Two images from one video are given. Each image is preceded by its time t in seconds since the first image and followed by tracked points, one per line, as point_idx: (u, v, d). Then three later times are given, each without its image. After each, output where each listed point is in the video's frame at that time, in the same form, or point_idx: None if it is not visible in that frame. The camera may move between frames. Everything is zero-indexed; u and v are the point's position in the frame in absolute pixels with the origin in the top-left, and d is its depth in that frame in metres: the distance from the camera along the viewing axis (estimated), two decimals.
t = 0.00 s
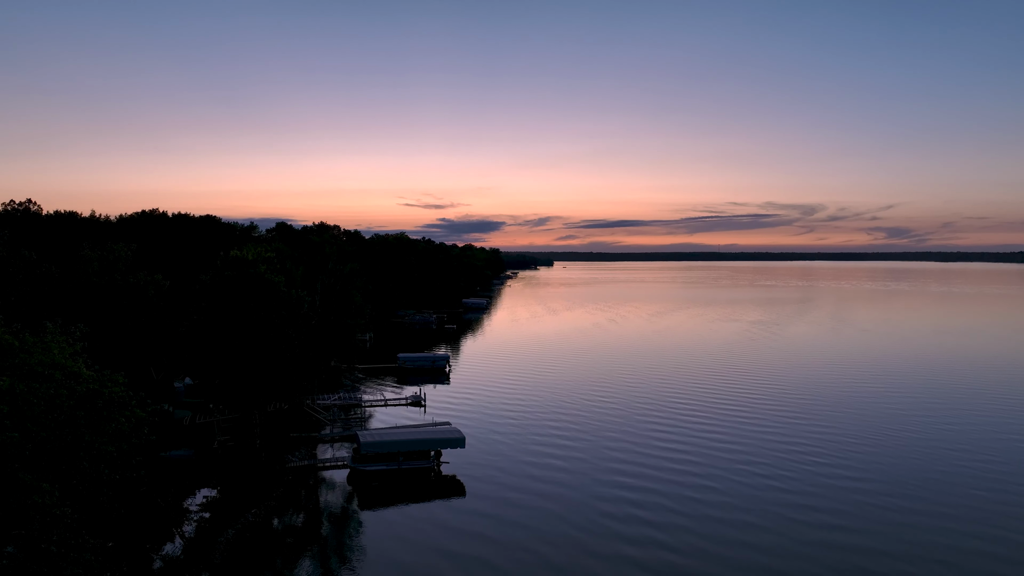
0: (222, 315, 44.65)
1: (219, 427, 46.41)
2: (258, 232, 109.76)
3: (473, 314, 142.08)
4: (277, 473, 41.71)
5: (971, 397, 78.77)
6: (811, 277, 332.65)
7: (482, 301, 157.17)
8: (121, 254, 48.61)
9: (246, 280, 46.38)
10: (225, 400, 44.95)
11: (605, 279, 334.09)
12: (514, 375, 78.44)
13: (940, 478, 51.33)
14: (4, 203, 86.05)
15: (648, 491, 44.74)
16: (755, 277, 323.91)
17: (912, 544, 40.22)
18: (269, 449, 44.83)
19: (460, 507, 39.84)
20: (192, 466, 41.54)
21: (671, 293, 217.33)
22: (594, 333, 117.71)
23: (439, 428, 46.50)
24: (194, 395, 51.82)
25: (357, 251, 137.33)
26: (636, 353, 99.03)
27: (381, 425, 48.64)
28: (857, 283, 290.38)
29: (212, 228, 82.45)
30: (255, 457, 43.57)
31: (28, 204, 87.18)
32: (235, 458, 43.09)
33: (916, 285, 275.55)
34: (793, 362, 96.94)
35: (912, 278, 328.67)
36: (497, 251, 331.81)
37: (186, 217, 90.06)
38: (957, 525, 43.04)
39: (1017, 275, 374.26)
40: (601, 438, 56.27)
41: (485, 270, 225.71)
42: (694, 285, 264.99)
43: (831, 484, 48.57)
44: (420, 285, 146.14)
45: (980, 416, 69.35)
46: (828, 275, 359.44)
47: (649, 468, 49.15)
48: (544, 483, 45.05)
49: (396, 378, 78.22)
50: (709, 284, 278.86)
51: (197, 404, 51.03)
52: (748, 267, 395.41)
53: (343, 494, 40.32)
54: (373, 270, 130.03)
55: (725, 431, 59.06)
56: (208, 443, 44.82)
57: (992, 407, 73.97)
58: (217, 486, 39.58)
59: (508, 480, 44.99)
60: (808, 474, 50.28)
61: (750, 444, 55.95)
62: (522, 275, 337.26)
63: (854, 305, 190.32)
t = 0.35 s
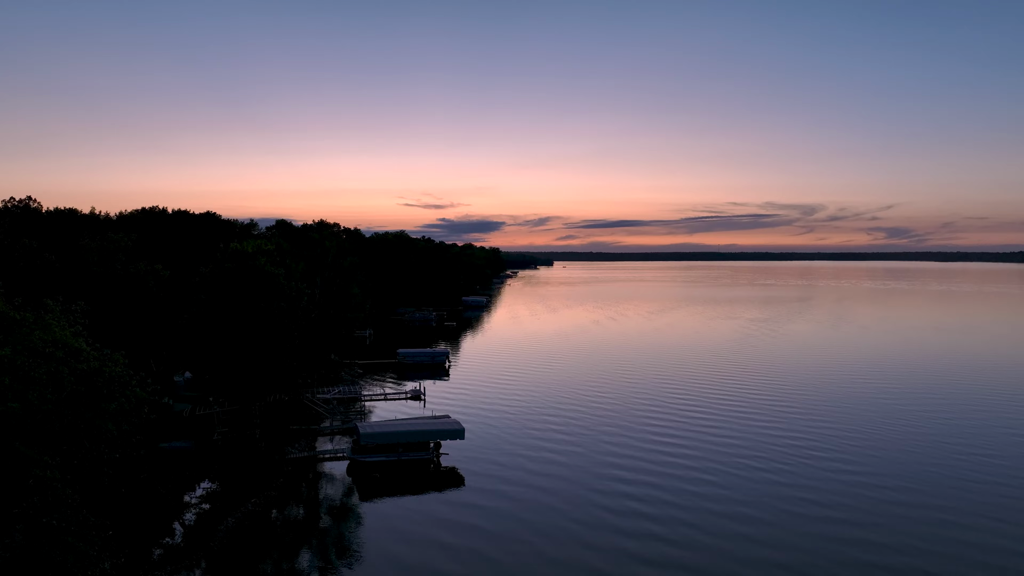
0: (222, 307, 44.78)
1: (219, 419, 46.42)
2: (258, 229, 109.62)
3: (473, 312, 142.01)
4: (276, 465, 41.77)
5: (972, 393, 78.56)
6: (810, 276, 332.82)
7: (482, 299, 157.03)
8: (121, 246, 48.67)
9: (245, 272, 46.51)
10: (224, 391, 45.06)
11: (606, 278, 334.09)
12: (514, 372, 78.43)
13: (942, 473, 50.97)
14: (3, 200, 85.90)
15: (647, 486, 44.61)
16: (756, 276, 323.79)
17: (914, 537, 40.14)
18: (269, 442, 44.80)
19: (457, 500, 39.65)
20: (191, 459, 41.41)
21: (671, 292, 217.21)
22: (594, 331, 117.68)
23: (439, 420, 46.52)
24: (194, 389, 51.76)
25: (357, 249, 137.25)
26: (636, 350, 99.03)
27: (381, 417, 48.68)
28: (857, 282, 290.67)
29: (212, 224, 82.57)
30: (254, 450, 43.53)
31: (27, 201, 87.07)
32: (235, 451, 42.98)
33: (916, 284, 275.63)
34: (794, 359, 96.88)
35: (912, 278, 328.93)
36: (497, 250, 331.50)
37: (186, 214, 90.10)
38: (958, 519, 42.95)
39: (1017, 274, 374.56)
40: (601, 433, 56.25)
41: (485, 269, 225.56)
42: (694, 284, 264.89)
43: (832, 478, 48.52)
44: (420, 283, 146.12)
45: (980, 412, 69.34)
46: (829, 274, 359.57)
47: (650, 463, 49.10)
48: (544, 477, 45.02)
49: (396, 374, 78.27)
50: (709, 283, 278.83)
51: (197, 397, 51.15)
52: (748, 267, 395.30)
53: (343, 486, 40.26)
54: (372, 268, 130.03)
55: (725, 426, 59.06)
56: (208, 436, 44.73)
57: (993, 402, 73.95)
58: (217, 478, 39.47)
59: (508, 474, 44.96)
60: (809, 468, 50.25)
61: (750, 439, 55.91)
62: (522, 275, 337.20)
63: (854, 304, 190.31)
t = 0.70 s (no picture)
0: (222, 298, 45.02)
1: (219, 412, 46.42)
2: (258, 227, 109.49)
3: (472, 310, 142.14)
4: (276, 457, 41.79)
5: (972, 390, 78.35)
6: (810, 276, 333.14)
7: (482, 298, 157.00)
8: (122, 238, 48.70)
9: (245, 264, 46.78)
10: (224, 383, 45.14)
11: (605, 278, 334.16)
12: (514, 368, 78.51)
13: (943, 468, 50.74)
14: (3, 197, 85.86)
15: (647, 479, 44.75)
16: (756, 275, 323.55)
17: (915, 530, 40.17)
18: (269, 434, 44.86)
19: (455, 493, 39.53)
20: (191, 451, 41.42)
21: (670, 291, 217.30)
22: (594, 329, 117.86)
23: (438, 412, 46.68)
24: (194, 383, 51.78)
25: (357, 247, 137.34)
26: (636, 348, 99.20)
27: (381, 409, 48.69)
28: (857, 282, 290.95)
29: (212, 219, 82.67)
30: (254, 442, 43.54)
31: (26, 198, 86.80)
32: (235, 444, 42.95)
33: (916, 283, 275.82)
34: (793, 356, 97.07)
35: (912, 277, 329.18)
36: (497, 251, 331.87)
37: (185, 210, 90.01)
38: (959, 512, 43.06)
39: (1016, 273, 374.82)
40: (601, 428, 56.44)
41: (484, 269, 225.76)
42: (694, 283, 265.11)
43: (831, 472, 48.62)
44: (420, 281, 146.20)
45: (979, 407, 69.55)
46: (828, 273, 359.69)
47: (650, 456, 49.27)
48: (543, 470, 45.18)
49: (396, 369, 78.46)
50: (710, 282, 278.45)
51: (197, 390, 51.25)
52: (748, 267, 395.63)
53: (342, 478, 40.31)
54: (372, 266, 130.01)
55: (724, 421, 59.20)
56: (207, 428, 44.72)
57: (992, 397, 74.15)
58: (217, 470, 39.44)
59: (507, 468, 45.10)
60: (809, 463, 50.37)
61: (750, 434, 56.04)
62: (521, 275, 337.32)
63: (853, 302, 190.59)
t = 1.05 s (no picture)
0: (223, 290, 45.30)
1: (219, 405, 46.49)
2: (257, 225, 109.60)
3: (472, 308, 142.25)
4: (275, 448, 41.89)
5: (972, 386, 78.37)
6: (810, 276, 333.04)
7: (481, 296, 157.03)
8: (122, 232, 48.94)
9: (245, 257, 47.13)
10: (225, 376, 45.26)
11: (605, 277, 334.10)
12: (514, 365, 78.63)
13: (941, 463, 50.66)
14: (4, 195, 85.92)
15: (646, 473, 44.88)
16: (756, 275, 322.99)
17: (915, 522, 40.28)
18: (269, 426, 44.98)
19: (453, 486, 39.48)
20: (191, 443, 41.44)
21: (670, 290, 217.38)
22: (594, 327, 117.99)
23: (438, 404, 46.84)
24: (194, 377, 51.89)
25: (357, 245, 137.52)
26: (636, 345, 99.33)
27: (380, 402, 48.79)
28: (857, 281, 290.87)
29: (212, 215, 82.72)
30: (254, 434, 43.62)
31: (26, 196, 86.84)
32: (234, 436, 42.99)
33: (916, 283, 275.61)
34: (793, 354, 97.26)
35: (912, 276, 329.23)
36: (496, 251, 332.03)
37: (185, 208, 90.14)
38: (959, 504, 43.16)
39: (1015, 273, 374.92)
40: (600, 423, 56.58)
41: (484, 268, 226.03)
42: (694, 283, 265.03)
43: (830, 466, 48.78)
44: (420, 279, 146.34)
45: (978, 402, 69.70)
46: (828, 273, 359.77)
47: (649, 450, 49.39)
48: (543, 464, 45.31)
49: (396, 365, 78.63)
50: (710, 281, 278.32)
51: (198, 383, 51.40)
52: (748, 266, 395.83)
53: (342, 471, 40.33)
54: (372, 264, 129.86)
55: (724, 417, 59.33)
56: (207, 421, 44.79)
57: (991, 393, 74.26)
58: (217, 461, 39.45)
59: (507, 461, 45.24)
60: (808, 456, 50.52)
61: (749, 429, 56.18)
62: (521, 275, 337.43)
63: (852, 301, 190.79)
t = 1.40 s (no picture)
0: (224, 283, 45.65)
1: (219, 398, 46.54)
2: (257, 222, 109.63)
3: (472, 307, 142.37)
4: (275, 440, 41.95)
5: (972, 381, 78.56)
6: (809, 275, 333.60)
7: (481, 295, 156.91)
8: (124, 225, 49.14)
9: (246, 250, 47.48)
10: (225, 367, 45.41)
11: (605, 277, 334.32)
12: (514, 361, 78.77)
13: (941, 456, 50.74)
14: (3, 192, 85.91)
15: (646, 466, 45.01)
16: (757, 274, 323.06)
17: (914, 514, 40.42)
18: (269, 419, 45.14)
19: (452, 478, 39.48)
20: (192, 435, 41.42)
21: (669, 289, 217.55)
22: (593, 325, 118.16)
23: (437, 397, 47.01)
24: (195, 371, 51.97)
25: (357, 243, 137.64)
26: (635, 342, 99.48)
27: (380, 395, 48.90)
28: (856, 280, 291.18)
29: (211, 210, 82.71)
30: (254, 427, 43.71)
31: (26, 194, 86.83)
32: (235, 429, 43.00)
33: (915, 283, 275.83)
34: (793, 351, 97.39)
35: (911, 275, 329.49)
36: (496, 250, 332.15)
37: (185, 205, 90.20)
38: (958, 497, 43.32)
39: (1015, 272, 375.13)
40: (599, 417, 56.70)
41: (484, 267, 226.16)
42: (693, 281, 265.25)
43: (829, 459, 48.91)
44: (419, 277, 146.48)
45: (977, 397, 69.85)
46: (828, 273, 359.86)
47: (649, 444, 49.51)
48: (543, 457, 45.43)
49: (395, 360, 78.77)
50: (710, 280, 278.09)
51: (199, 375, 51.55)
52: (747, 266, 395.97)
53: (342, 463, 40.30)
54: (371, 262, 129.73)
55: (723, 412, 59.46)
56: (207, 413, 44.82)
57: (990, 388, 74.43)
58: (217, 453, 39.42)
59: (507, 454, 45.37)
60: (806, 450, 50.67)
61: (748, 423, 56.31)
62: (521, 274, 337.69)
63: (852, 299, 190.97)
